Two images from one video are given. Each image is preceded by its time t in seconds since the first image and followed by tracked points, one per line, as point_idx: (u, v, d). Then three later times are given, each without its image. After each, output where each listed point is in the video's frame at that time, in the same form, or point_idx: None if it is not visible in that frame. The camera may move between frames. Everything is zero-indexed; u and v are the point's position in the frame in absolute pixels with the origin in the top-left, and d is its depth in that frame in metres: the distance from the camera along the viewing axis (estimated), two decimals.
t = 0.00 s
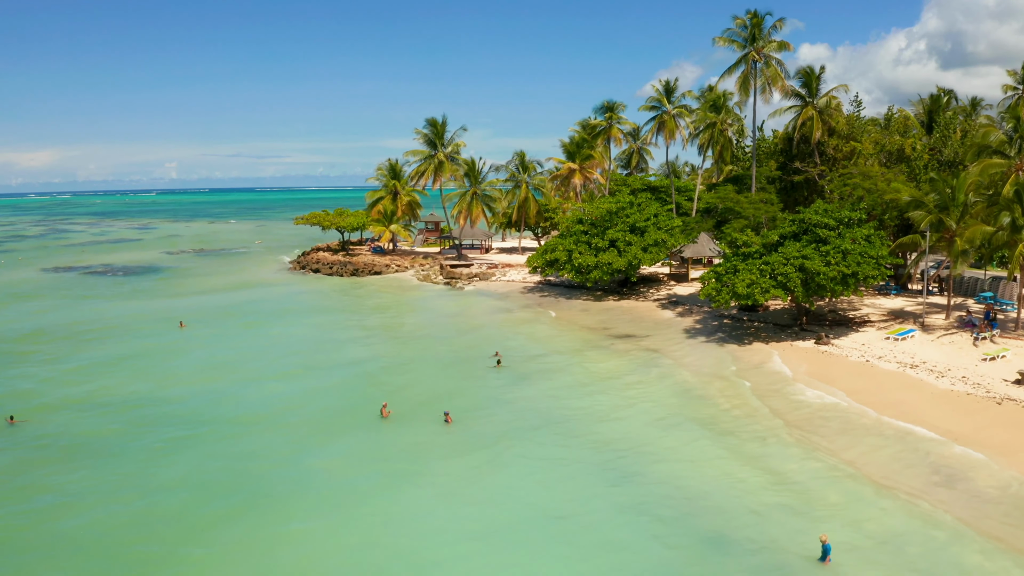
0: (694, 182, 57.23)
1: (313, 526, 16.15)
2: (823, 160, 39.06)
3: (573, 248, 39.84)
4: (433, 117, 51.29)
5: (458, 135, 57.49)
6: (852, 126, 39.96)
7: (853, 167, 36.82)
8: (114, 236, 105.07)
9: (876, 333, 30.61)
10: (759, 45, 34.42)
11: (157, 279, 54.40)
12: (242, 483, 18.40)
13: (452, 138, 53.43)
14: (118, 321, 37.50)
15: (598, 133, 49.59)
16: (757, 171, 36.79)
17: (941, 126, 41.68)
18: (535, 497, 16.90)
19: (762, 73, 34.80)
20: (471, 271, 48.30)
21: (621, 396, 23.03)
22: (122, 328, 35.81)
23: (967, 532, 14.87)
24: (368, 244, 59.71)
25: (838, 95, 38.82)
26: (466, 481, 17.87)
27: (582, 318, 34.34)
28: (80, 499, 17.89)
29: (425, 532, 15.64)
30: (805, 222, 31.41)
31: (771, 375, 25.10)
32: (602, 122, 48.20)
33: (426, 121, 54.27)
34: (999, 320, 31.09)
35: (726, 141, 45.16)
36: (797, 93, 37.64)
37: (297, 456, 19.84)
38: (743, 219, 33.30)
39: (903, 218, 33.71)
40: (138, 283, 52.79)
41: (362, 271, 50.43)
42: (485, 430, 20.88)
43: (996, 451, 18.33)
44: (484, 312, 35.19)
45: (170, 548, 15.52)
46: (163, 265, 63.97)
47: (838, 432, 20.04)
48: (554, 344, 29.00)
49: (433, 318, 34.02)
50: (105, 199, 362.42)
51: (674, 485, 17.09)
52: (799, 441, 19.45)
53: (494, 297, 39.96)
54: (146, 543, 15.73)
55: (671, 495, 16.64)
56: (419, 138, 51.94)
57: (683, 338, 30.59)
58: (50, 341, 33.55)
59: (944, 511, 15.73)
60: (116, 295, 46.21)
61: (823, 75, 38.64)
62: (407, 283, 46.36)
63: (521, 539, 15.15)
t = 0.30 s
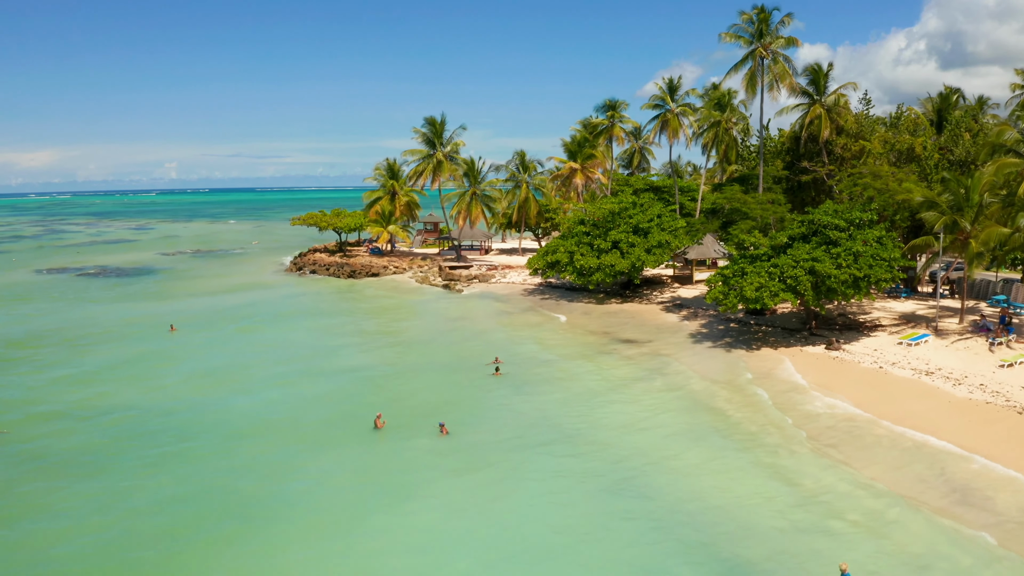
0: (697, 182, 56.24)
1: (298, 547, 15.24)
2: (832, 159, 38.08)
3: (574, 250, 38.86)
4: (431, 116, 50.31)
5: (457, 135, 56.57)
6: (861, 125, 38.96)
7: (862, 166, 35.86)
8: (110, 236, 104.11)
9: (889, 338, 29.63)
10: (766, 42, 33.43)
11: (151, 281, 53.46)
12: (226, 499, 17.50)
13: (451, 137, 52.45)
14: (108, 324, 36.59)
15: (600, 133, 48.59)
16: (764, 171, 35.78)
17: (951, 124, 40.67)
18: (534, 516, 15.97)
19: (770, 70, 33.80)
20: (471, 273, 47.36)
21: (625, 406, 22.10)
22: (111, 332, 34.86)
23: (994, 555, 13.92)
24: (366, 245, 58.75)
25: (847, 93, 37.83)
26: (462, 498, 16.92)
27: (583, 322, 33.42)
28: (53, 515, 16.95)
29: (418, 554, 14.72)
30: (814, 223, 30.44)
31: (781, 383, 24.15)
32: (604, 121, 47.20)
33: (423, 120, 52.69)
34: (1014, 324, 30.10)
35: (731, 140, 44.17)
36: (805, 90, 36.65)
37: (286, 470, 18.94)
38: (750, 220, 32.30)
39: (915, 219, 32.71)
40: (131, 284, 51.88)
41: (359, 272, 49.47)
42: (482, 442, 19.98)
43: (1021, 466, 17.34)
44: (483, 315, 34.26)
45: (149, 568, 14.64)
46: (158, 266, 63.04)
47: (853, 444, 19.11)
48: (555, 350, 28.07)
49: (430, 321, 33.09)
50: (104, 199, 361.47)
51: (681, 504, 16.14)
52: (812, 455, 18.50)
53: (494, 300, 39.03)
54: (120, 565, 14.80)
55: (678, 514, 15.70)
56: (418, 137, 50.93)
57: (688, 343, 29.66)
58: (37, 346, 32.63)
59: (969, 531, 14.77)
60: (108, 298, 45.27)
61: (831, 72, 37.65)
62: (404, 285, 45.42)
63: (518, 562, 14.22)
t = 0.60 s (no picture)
0: (701, 182, 55.24)
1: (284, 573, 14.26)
2: (840, 159, 37.11)
3: (576, 251, 37.88)
4: (430, 115, 49.34)
5: (457, 135, 55.62)
6: (871, 123, 37.98)
7: (872, 165, 34.88)
8: (108, 236, 103.39)
9: (902, 343, 28.66)
10: (774, 37, 32.48)
11: (144, 283, 52.52)
12: (210, 519, 16.51)
13: (450, 137, 51.48)
14: (98, 328, 35.75)
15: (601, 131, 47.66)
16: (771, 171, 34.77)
17: (963, 123, 39.66)
18: (536, 539, 14.98)
19: (777, 67, 32.84)
20: (470, 274, 46.46)
21: (628, 416, 21.11)
22: (99, 337, 33.86)
23: None
24: (363, 246, 57.84)
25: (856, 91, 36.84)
26: (459, 518, 15.95)
27: (585, 326, 32.49)
28: (25, 537, 15.98)
29: None
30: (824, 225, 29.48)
31: (793, 392, 23.16)
32: (605, 120, 46.26)
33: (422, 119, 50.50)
34: None
35: (736, 139, 43.20)
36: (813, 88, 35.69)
37: (274, 486, 17.95)
38: (757, 221, 31.26)
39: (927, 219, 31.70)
40: (125, 286, 51.05)
41: (356, 274, 48.55)
42: (479, 455, 19.00)
43: None
44: (481, 319, 33.31)
45: None
46: (153, 268, 62.22)
47: (871, 457, 18.13)
48: (556, 356, 27.09)
49: (427, 326, 32.13)
50: (104, 199, 360.78)
51: (691, 525, 15.17)
52: (829, 470, 17.53)
53: (493, 303, 38.10)
54: None
55: (689, 537, 14.72)
56: (416, 136, 49.96)
57: (694, 348, 28.72)
58: (22, 352, 31.64)
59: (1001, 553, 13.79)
60: (99, 301, 44.28)
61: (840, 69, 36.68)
62: (402, 287, 44.50)
63: None
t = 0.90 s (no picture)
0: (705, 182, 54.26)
1: None
2: (849, 158, 36.12)
3: (578, 253, 36.89)
4: (429, 114, 48.36)
5: (456, 134, 51.49)
6: (881, 122, 37.02)
7: (882, 165, 33.88)
8: (104, 237, 102.57)
9: (916, 349, 27.66)
10: (782, 33, 31.46)
11: (137, 284, 51.51)
12: (191, 541, 15.52)
13: (449, 135, 50.48)
14: (87, 332, 34.79)
15: (604, 130, 46.69)
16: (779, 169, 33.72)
17: (975, 122, 38.71)
18: (538, 564, 14.00)
19: (786, 63, 31.83)
20: (469, 276, 45.52)
21: (635, 427, 20.16)
22: (87, 342, 32.84)
23: None
24: (361, 247, 56.87)
25: (866, 89, 35.89)
26: (456, 540, 14.96)
27: (588, 330, 31.53)
28: None
29: None
30: (834, 226, 28.55)
31: (805, 402, 22.19)
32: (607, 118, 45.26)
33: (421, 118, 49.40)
34: None
35: (742, 138, 42.23)
36: (822, 86, 34.75)
37: (261, 504, 16.96)
38: (765, 222, 30.16)
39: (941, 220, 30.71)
40: (118, 288, 50.13)
41: (353, 276, 47.59)
42: (477, 470, 18.02)
43: None
44: (481, 323, 32.37)
45: None
46: (148, 269, 61.31)
47: (892, 473, 17.14)
48: (559, 362, 26.15)
49: (425, 330, 31.18)
50: (103, 199, 360.10)
51: (705, 548, 14.18)
52: (848, 486, 16.53)
53: (493, 306, 37.14)
54: None
55: (702, 562, 13.74)
56: (414, 135, 48.97)
57: (701, 354, 27.75)
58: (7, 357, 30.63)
59: None
60: (90, 303, 43.25)
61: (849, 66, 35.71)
62: (400, 290, 43.54)
63: None
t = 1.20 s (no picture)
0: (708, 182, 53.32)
1: None
2: (858, 157, 35.14)
3: (580, 255, 35.91)
4: (427, 112, 47.35)
5: (455, 134, 49.96)
6: (891, 120, 36.04)
7: (893, 164, 32.90)
8: (101, 237, 101.66)
9: (931, 355, 26.66)
10: (791, 28, 30.48)
11: (130, 286, 50.50)
12: (169, 566, 14.49)
13: (448, 134, 49.46)
14: (74, 336, 33.78)
15: (606, 129, 45.75)
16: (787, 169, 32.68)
17: (987, 120, 37.74)
18: None
19: (795, 59, 30.84)
20: (468, 278, 44.56)
21: (641, 439, 19.17)
22: (74, 347, 31.79)
23: None
24: (358, 248, 55.89)
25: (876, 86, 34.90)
26: (451, 566, 13.94)
27: (590, 335, 30.55)
28: None
29: None
30: (845, 228, 27.59)
31: (819, 412, 21.20)
32: (609, 117, 44.29)
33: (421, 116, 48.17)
34: None
35: (748, 137, 41.26)
36: (831, 83, 33.79)
37: (245, 525, 15.93)
38: (773, 223, 29.08)
39: (955, 220, 29.72)
40: (110, 290, 49.11)
41: (350, 278, 46.61)
42: (476, 488, 17.00)
43: None
44: (480, 328, 31.38)
45: None
46: (142, 270, 60.32)
47: (915, 490, 16.11)
48: (561, 368, 25.17)
49: (422, 335, 30.18)
50: (102, 199, 359.34)
51: None
52: (870, 505, 15.49)
53: (493, 309, 36.17)
54: None
55: None
56: (413, 134, 47.97)
57: (708, 360, 26.78)
58: None
59: None
60: (80, 306, 42.23)
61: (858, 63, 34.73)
62: (398, 292, 42.58)
63: None
